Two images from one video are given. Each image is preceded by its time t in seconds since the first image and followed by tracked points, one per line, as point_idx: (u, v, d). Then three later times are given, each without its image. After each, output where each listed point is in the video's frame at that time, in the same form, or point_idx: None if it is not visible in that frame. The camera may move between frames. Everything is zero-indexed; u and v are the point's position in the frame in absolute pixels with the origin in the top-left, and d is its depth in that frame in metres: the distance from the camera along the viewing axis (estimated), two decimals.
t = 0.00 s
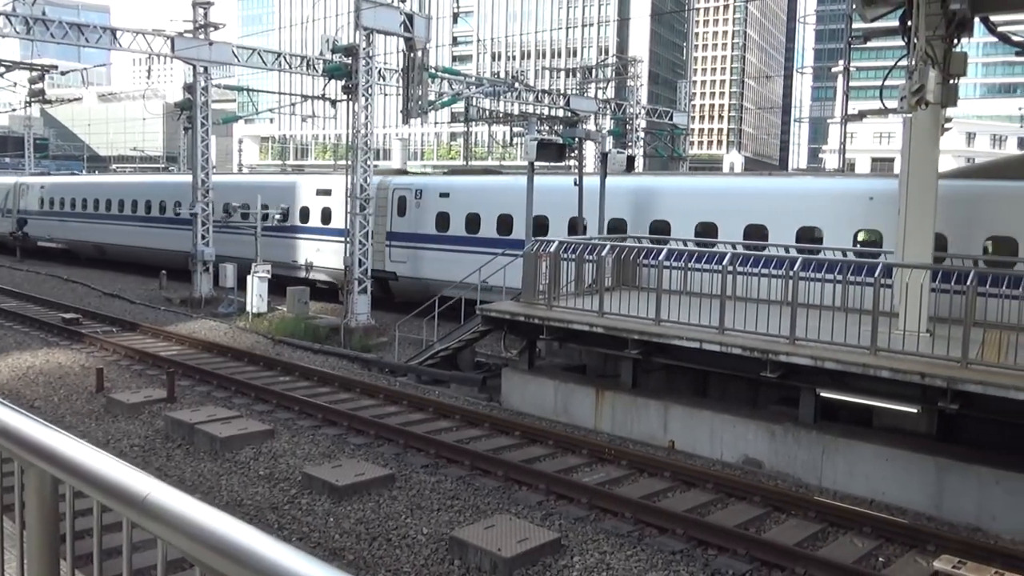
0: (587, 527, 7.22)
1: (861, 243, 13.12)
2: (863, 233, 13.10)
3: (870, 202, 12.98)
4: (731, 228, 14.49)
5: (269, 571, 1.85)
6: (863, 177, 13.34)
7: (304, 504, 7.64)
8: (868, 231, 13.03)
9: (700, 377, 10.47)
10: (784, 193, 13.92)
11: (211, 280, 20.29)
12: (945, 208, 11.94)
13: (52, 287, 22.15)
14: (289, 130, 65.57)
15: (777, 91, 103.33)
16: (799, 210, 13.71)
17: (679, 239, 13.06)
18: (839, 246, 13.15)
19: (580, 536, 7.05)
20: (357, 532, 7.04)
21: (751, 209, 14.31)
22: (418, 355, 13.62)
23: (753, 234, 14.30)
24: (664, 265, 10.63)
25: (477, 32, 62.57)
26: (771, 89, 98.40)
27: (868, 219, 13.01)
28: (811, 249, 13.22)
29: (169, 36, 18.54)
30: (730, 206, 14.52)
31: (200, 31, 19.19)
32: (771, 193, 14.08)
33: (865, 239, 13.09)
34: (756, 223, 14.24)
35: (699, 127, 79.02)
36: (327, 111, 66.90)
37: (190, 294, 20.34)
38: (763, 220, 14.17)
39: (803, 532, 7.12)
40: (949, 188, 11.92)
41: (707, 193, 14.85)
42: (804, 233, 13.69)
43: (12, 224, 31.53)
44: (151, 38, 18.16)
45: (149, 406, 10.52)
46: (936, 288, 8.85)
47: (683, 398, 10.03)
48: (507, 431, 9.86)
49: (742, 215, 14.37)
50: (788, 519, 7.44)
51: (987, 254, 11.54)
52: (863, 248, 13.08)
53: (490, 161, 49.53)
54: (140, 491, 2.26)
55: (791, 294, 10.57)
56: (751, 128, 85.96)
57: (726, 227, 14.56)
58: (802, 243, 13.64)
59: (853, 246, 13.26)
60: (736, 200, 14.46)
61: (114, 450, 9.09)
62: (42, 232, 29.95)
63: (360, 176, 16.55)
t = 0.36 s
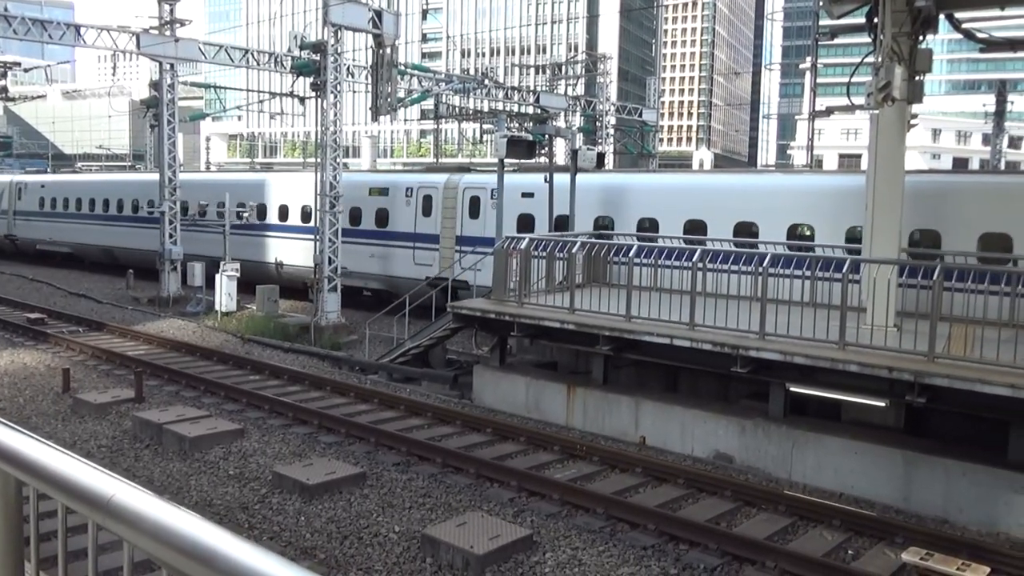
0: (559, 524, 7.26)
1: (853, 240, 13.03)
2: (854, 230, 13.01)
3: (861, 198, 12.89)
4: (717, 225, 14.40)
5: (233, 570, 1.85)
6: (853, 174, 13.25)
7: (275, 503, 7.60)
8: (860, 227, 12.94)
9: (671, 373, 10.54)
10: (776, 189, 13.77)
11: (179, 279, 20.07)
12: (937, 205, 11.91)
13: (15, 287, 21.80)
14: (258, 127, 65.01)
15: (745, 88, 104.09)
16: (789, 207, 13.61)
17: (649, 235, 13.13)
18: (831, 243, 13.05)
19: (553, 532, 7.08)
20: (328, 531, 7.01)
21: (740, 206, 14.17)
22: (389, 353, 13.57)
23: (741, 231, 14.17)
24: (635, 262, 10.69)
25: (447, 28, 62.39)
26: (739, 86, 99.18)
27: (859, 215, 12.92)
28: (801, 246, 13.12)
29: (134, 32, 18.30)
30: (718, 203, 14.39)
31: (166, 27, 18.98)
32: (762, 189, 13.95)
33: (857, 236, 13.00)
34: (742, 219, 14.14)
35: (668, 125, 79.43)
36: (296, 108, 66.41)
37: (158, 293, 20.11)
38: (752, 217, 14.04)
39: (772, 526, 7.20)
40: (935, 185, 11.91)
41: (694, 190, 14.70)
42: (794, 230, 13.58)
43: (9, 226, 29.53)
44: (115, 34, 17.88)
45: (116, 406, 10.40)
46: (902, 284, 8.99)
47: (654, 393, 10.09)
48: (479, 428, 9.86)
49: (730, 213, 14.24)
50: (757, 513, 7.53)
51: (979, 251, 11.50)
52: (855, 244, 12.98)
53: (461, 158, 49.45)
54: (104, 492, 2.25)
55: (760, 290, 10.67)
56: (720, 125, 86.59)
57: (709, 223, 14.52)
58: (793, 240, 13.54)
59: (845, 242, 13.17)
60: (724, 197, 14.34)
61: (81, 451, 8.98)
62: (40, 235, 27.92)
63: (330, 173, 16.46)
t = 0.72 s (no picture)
0: (542, 521, 7.26)
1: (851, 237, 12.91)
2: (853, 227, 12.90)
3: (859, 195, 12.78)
4: (710, 222, 14.31)
5: (211, 570, 1.84)
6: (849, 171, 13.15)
7: (256, 503, 7.56)
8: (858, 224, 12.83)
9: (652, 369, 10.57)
10: (773, 186, 13.66)
11: (158, 278, 19.91)
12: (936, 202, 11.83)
13: None
14: (237, 125, 64.57)
15: (725, 85, 104.49)
16: (786, 204, 13.50)
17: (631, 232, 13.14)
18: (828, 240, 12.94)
19: (536, 529, 7.09)
20: (310, 530, 6.99)
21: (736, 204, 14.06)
22: (371, 351, 13.53)
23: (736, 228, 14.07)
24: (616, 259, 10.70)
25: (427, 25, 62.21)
26: (718, 84, 99.62)
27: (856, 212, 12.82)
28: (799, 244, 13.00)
29: (111, 29, 18.10)
30: (714, 201, 14.28)
31: (143, 24, 18.80)
32: (758, 187, 13.83)
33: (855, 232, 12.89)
34: (738, 216, 14.04)
35: (649, 121, 79.63)
36: (276, 105, 66.03)
37: (137, 292, 19.95)
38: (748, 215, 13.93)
39: (754, 521, 7.24)
40: (929, 183, 11.88)
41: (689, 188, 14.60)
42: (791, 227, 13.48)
43: (21, 229, 27.42)
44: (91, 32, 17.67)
45: (95, 406, 10.31)
46: (881, 279, 9.07)
47: (636, 390, 10.12)
48: (461, 426, 9.85)
49: (727, 211, 14.13)
50: (739, 508, 7.57)
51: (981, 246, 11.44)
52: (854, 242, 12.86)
53: (441, 155, 49.34)
54: (82, 493, 2.23)
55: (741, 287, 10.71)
56: (700, 122, 86.93)
57: (698, 220, 14.47)
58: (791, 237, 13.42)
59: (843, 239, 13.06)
60: (720, 195, 14.23)
61: (59, 451, 8.89)
62: (56, 238, 25.90)
63: (310, 170, 16.39)
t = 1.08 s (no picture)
0: (529, 518, 7.27)
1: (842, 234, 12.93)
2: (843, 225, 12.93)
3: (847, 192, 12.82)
4: (705, 217, 14.27)
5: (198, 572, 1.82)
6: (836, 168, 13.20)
7: (241, 502, 7.52)
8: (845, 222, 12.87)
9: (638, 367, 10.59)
10: (762, 184, 13.67)
11: (142, 277, 19.79)
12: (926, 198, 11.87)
13: None
14: (221, 123, 64.22)
15: (710, 82, 104.86)
16: (776, 201, 13.52)
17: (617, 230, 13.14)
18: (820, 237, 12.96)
19: (522, 527, 7.10)
20: (296, 530, 6.96)
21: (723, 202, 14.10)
22: (357, 349, 13.49)
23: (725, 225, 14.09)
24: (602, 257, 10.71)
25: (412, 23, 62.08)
26: (703, 82, 99.96)
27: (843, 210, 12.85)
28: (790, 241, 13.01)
29: (93, 26, 17.93)
30: (703, 197, 14.29)
31: (126, 21, 18.65)
32: (746, 185, 13.85)
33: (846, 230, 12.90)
34: (729, 213, 14.04)
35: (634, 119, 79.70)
36: (260, 103, 65.69)
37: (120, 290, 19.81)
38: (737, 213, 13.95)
39: (740, 517, 7.27)
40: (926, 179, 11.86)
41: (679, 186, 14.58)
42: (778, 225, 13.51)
43: (44, 230, 25.45)
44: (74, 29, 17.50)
45: (79, 406, 10.23)
46: (866, 276, 9.11)
47: (622, 387, 10.13)
48: (448, 424, 9.84)
49: (716, 208, 14.16)
50: (725, 505, 7.60)
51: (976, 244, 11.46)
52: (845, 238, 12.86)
53: (427, 153, 49.20)
54: (64, 493, 2.21)
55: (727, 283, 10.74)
56: (686, 120, 87.16)
57: (690, 216, 14.46)
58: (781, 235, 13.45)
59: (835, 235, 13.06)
60: (709, 191, 14.24)
61: (42, 451, 8.82)
62: (82, 241, 24.11)
63: (295, 168, 16.31)
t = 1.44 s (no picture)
0: (516, 516, 7.28)
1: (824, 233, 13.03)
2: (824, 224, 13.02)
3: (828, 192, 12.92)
4: (691, 216, 14.32)
5: (185, 570, 1.81)
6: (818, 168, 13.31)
7: (228, 501, 7.49)
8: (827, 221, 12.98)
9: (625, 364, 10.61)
10: (747, 183, 13.75)
11: (127, 274, 19.68)
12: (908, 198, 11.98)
13: None
14: (207, 121, 63.88)
15: (698, 82, 105.03)
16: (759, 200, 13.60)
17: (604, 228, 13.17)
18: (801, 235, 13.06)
19: (509, 524, 7.10)
20: (283, 528, 6.95)
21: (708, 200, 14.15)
22: (344, 348, 13.46)
23: (710, 224, 14.15)
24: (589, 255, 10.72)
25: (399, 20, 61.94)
26: (691, 81, 100.14)
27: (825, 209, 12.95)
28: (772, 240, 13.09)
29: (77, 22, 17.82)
30: (689, 196, 14.34)
31: (110, 17, 18.54)
32: (730, 183, 13.94)
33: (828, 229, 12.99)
34: (713, 212, 14.11)
35: (623, 118, 79.77)
36: (247, 101, 65.40)
37: (105, 288, 19.70)
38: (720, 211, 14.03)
39: (726, 514, 7.30)
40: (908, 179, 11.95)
41: (665, 185, 14.63)
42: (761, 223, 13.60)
43: (73, 231, 23.82)
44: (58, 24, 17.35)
45: (63, 405, 10.17)
46: (851, 274, 9.16)
47: (609, 385, 10.16)
48: (435, 422, 9.83)
49: (700, 206, 14.22)
50: (711, 502, 7.63)
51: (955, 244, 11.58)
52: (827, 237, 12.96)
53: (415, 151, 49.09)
54: (47, 491, 2.20)
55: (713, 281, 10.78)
56: (674, 119, 87.31)
57: (675, 214, 14.52)
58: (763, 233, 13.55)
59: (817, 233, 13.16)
60: (696, 189, 14.28)
61: (26, 451, 8.76)
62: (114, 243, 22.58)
63: (282, 166, 16.25)
